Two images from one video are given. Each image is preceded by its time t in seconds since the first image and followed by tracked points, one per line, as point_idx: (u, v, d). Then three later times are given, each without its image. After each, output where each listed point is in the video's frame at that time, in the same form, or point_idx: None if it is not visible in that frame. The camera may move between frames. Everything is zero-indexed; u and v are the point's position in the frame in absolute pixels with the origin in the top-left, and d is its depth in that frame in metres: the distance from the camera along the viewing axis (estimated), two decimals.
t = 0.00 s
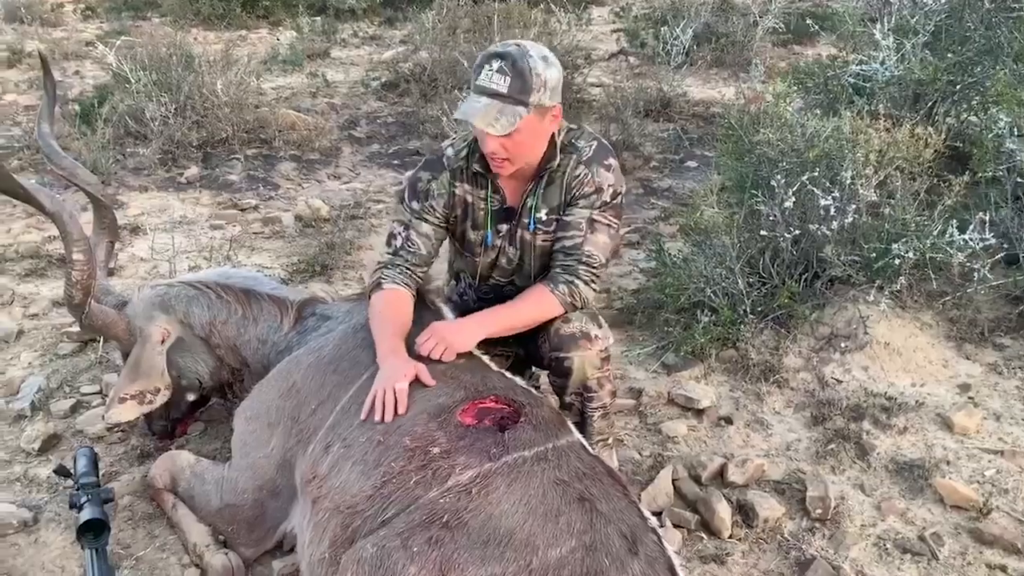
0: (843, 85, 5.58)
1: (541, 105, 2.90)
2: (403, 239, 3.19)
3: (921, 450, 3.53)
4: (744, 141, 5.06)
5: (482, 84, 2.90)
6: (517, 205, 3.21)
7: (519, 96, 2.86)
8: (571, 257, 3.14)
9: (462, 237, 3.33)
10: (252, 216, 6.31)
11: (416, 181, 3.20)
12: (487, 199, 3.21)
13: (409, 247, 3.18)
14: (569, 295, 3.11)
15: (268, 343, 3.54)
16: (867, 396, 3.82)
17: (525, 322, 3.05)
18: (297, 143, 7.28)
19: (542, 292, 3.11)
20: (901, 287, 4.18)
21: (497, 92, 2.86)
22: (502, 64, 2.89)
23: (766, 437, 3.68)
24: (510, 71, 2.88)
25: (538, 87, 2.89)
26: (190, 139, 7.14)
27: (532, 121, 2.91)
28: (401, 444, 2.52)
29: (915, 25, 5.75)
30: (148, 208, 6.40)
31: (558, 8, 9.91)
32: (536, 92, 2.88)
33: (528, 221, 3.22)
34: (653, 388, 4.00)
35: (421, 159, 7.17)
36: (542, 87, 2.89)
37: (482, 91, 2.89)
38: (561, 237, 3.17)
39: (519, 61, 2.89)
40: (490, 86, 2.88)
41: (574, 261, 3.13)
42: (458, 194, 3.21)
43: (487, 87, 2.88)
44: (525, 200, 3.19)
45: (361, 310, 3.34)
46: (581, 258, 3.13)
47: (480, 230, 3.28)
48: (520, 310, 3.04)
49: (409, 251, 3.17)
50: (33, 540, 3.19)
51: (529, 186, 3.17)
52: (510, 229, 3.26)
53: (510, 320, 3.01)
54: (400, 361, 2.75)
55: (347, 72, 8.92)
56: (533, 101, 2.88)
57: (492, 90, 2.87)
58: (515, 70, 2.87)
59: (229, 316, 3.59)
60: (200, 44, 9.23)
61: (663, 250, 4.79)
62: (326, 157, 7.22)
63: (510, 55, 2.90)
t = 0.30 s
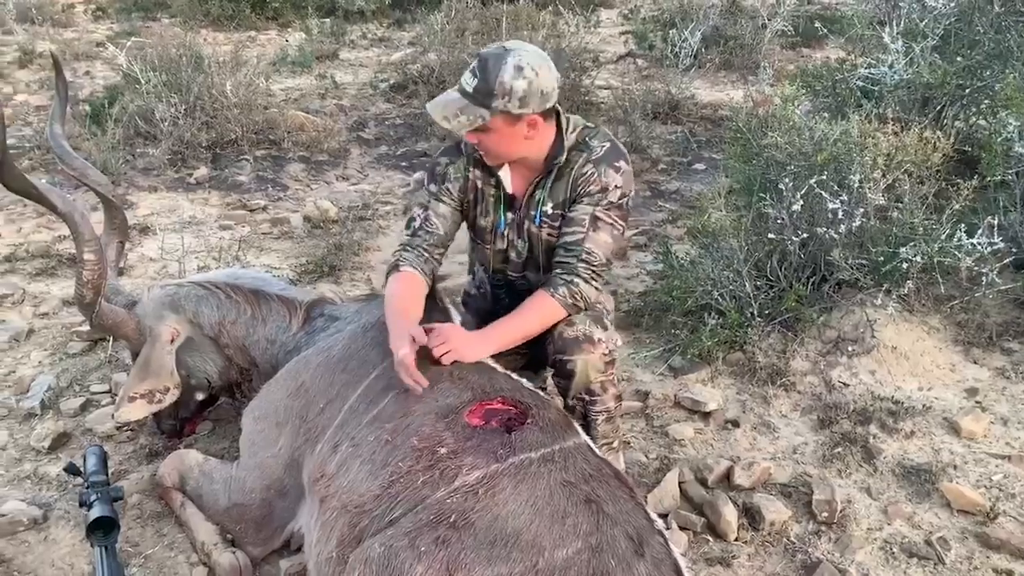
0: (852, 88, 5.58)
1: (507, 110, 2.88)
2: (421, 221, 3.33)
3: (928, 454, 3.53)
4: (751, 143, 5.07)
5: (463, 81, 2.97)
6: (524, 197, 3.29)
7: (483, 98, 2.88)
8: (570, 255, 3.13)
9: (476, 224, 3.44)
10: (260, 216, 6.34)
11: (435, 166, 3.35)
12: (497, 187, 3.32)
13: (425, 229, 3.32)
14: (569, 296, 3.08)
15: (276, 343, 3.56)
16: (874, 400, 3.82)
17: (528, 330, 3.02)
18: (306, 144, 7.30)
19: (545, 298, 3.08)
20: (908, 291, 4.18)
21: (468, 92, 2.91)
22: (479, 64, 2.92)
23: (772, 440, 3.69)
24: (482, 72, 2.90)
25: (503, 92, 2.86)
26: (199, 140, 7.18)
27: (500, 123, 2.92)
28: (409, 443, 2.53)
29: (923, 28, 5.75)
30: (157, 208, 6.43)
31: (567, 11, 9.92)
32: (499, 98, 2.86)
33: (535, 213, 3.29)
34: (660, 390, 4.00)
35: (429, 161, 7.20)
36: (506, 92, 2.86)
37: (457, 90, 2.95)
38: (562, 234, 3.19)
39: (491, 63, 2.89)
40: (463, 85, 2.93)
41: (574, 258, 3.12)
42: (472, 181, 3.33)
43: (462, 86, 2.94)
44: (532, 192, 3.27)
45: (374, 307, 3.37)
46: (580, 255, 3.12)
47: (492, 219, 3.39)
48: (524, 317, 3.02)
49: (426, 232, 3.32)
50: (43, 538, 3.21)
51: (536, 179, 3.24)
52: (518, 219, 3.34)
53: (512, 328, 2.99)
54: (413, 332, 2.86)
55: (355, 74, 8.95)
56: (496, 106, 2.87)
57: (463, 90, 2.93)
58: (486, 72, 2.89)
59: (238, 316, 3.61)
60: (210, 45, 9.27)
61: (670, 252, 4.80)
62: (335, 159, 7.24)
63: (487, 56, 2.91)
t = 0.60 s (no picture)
0: (856, 92, 5.58)
1: (530, 96, 3.04)
2: (445, 232, 3.31)
3: (930, 459, 3.53)
4: (755, 146, 5.07)
5: (474, 93, 3.09)
6: (534, 203, 3.42)
7: (506, 92, 3.02)
8: (583, 245, 3.28)
9: (492, 234, 3.54)
10: (264, 218, 6.35)
11: (449, 182, 3.40)
12: (509, 197, 3.44)
13: (452, 238, 3.30)
14: (583, 282, 3.20)
15: (279, 344, 3.57)
16: (877, 405, 3.82)
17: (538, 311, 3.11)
18: (310, 146, 7.32)
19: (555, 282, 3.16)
20: (911, 296, 4.17)
21: (487, 95, 3.03)
22: (487, 69, 3.07)
23: (775, 444, 3.69)
24: (494, 73, 3.05)
25: (522, 80, 3.03)
26: (204, 141, 7.19)
27: (526, 113, 3.06)
28: (410, 446, 2.54)
29: (928, 32, 5.75)
30: (161, 209, 6.44)
31: (572, 13, 9.93)
32: (521, 87, 3.02)
33: (545, 217, 3.41)
34: (663, 393, 4.01)
35: (433, 163, 7.22)
36: (526, 79, 3.03)
37: (475, 98, 3.07)
38: (574, 227, 3.34)
39: (500, 63, 3.06)
40: (481, 91, 3.06)
41: (587, 248, 3.27)
42: (489, 194, 3.43)
43: (478, 94, 3.06)
44: (541, 197, 3.39)
45: (381, 306, 3.38)
46: (593, 244, 3.27)
47: (506, 227, 3.50)
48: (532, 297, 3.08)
49: (452, 238, 3.29)
50: (46, 538, 3.21)
51: (544, 182, 3.37)
52: (530, 226, 3.46)
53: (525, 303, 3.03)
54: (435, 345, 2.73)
55: (360, 75, 8.97)
56: (520, 94, 3.02)
57: (482, 95, 3.05)
58: (498, 71, 3.05)
59: (241, 318, 3.62)
60: (215, 45, 9.29)
61: (674, 256, 4.80)
62: (339, 160, 7.26)
63: (491, 61, 3.08)
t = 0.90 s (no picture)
0: (858, 95, 5.60)
1: (533, 88, 3.07)
2: (447, 221, 3.32)
3: (932, 462, 3.54)
4: (757, 147, 5.08)
5: (477, 89, 3.11)
6: (533, 197, 3.44)
7: (509, 87, 3.04)
8: (585, 241, 3.30)
9: (489, 226, 3.55)
10: (266, 217, 6.36)
11: (448, 173, 3.41)
12: (508, 190, 3.46)
13: (455, 226, 3.30)
14: (588, 279, 3.22)
15: (283, 343, 3.57)
16: (878, 408, 3.83)
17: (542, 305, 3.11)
18: (312, 145, 7.33)
19: (561, 276, 3.17)
20: (913, 299, 4.18)
21: (491, 91, 3.05)
22: (487, 64, 3.09)
23: (777, 446, 3.70)
24: (496, 68, 3.07)
25: (524, 74, 3.05)
26: (206, 140, 7.20)
27: (531, 106, 3.08)
28: (415, 443, 2.54)
29: (930, 37, 5.76)
30: (163, 207, 6.44)
31: (573, 15, 9.95)
32: (525, 80, 3.04)
33: (544, 212, 3.44)
34: (664, 394, 4.02)
35: (435, 164, 7.23)
36: (529, 72, 3.05)
37: (478, 94, 3.09)
38: (576, 223, 3.36)
39: (500, 57, 3.07)
40: (484, 88, 3.08)
41: (590, 244, 3.28)
42: (489, 185, 3.44)
43: (481, 90, 3.08)
44: (540, 191, 3.42)
45: (385, 304, 3.38)
46: (595, 241, 3.29)
47: (504, 219, 3.51)
48: (536, 290, 3.09)
49: (456, 226, 3.30)
50: (49, 534, 3.22)
51: (543, 177, 3.40)
52: (528, 219, 3.47)
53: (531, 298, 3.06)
54: (443, 340, 2.75)
55: (362, 75, 8.99)
56: (523, 89, 3.05)
57: (485, 91, 3.07)
58: (500, 66, 3.06)
59: (245, 316, 3.63)
60: (217, 44, 9.30)
61: (676, 257, 4.82)
62: (341, 160, 7.27)
63: (490, 56, 3.10)
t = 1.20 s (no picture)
0: (861, 98, 5.60)
1: (561, 85, 3.08)
2: (448, 229, 3.32)
3: (935, 465, 3.54)
4: (762, 150, 5.07)
5: (504, 80, 3.07)
6: (543, 198, 3.43)
7: (540, 81, 3.03)
8: (600, 243, 3.34)
9: (493, 228, 3.53)
10: (268, 215, 6.36)
11: (452, 177, 3.38)
12: (515, 191, 3.43)
13: (455, 236, 3.31)
14: (602, 282, 3.25)
15: (287, 342, 3.57)
16: (881, 411, 3.84)
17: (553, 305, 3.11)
18: (314, 144, 7.32)
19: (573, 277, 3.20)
20: (916, 302, 4.18)
21: (521, 83, 3.03)
22: (516, 57, 3.08)
23: (780, 448, 3.70)
24: (526, 61, 3.06)
25: (554, 70, 3.06)
26: (207, 139, 7.19)
27: (557, 103, 3.09)
28: (422, 443, 2.54)
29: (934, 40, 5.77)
30: (164, 205, 6.44)
31: (575, 16, 9.95)
32: (555, 75, 3.05)
33: (554, 213, 3.44)
34: (668, 396, 4.03)
35: (436, 164, 7.23)
36: (559, 68, 3.07)
37: (506, 85, 3.06)
38: (589, 224, 3.38)
39: (531, 51, 3.07)
40: (512, 79, 3.05)
41: (605, 248, 3.32)
42: (494, 188, 3.41)
43: (510, 81, 3.05)
44: (550, 192, 3.41)
45: (392, 305, 3.38)
46: (611, 244, 3.33)
47: (510, 220, 3.49)
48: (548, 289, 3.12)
49: (457, 237, 3.30)
50: (52, 531, 3.21)
51: (553, 178, 3.39)
52: (536, 220, 3.47)
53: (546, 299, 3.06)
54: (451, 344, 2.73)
55: (363, 75, 8.99)
56: (554, 84, 3.05)
57: (515, 83, 3.04)
58: (530, 60, 3.06)
59: (249, 315, 3.61)
60: (218, 42, 9.29)
61: (679, 259, 4.82)
62: (342, 159, 7.27)
63: (520, 49, 3.09)
